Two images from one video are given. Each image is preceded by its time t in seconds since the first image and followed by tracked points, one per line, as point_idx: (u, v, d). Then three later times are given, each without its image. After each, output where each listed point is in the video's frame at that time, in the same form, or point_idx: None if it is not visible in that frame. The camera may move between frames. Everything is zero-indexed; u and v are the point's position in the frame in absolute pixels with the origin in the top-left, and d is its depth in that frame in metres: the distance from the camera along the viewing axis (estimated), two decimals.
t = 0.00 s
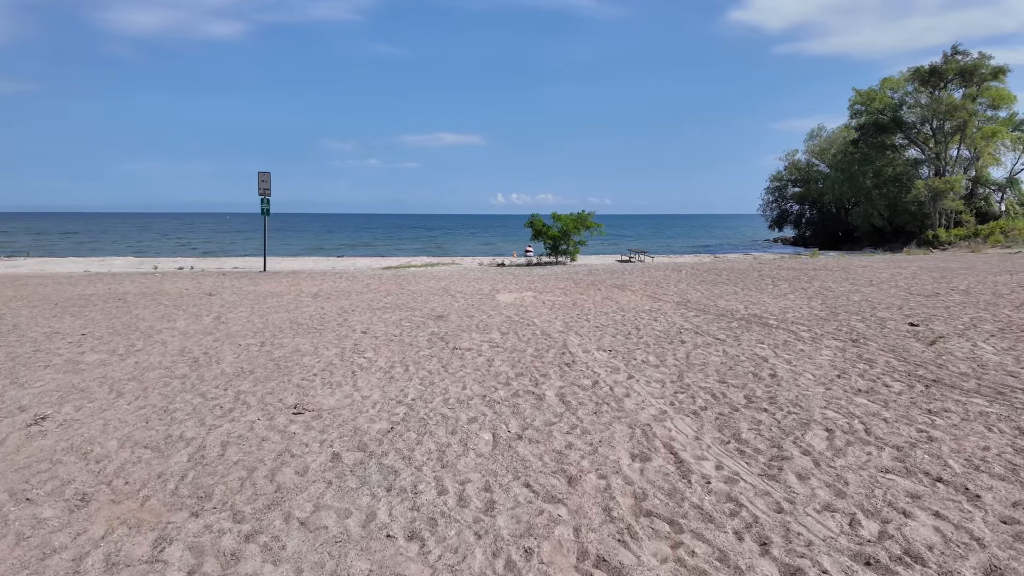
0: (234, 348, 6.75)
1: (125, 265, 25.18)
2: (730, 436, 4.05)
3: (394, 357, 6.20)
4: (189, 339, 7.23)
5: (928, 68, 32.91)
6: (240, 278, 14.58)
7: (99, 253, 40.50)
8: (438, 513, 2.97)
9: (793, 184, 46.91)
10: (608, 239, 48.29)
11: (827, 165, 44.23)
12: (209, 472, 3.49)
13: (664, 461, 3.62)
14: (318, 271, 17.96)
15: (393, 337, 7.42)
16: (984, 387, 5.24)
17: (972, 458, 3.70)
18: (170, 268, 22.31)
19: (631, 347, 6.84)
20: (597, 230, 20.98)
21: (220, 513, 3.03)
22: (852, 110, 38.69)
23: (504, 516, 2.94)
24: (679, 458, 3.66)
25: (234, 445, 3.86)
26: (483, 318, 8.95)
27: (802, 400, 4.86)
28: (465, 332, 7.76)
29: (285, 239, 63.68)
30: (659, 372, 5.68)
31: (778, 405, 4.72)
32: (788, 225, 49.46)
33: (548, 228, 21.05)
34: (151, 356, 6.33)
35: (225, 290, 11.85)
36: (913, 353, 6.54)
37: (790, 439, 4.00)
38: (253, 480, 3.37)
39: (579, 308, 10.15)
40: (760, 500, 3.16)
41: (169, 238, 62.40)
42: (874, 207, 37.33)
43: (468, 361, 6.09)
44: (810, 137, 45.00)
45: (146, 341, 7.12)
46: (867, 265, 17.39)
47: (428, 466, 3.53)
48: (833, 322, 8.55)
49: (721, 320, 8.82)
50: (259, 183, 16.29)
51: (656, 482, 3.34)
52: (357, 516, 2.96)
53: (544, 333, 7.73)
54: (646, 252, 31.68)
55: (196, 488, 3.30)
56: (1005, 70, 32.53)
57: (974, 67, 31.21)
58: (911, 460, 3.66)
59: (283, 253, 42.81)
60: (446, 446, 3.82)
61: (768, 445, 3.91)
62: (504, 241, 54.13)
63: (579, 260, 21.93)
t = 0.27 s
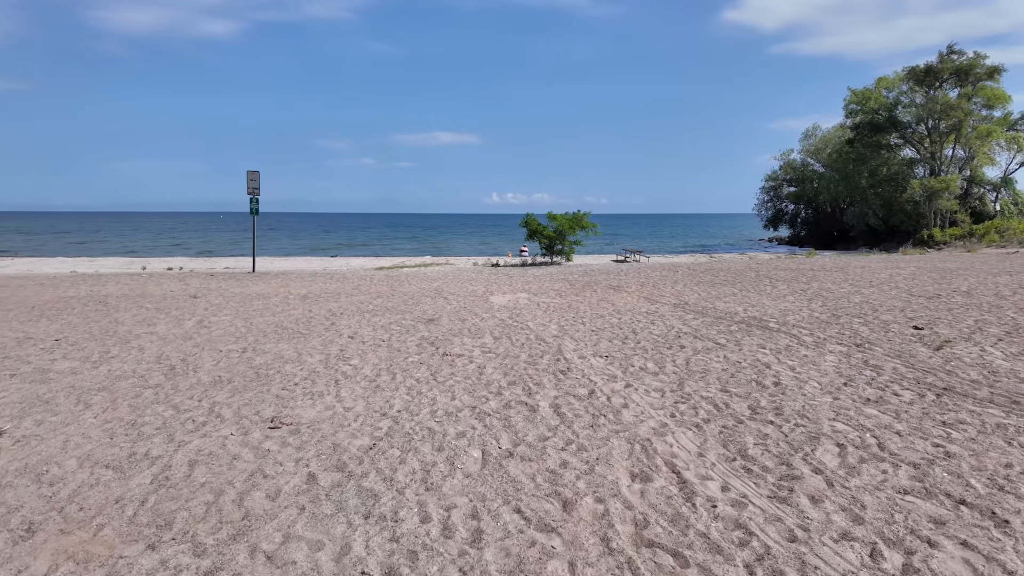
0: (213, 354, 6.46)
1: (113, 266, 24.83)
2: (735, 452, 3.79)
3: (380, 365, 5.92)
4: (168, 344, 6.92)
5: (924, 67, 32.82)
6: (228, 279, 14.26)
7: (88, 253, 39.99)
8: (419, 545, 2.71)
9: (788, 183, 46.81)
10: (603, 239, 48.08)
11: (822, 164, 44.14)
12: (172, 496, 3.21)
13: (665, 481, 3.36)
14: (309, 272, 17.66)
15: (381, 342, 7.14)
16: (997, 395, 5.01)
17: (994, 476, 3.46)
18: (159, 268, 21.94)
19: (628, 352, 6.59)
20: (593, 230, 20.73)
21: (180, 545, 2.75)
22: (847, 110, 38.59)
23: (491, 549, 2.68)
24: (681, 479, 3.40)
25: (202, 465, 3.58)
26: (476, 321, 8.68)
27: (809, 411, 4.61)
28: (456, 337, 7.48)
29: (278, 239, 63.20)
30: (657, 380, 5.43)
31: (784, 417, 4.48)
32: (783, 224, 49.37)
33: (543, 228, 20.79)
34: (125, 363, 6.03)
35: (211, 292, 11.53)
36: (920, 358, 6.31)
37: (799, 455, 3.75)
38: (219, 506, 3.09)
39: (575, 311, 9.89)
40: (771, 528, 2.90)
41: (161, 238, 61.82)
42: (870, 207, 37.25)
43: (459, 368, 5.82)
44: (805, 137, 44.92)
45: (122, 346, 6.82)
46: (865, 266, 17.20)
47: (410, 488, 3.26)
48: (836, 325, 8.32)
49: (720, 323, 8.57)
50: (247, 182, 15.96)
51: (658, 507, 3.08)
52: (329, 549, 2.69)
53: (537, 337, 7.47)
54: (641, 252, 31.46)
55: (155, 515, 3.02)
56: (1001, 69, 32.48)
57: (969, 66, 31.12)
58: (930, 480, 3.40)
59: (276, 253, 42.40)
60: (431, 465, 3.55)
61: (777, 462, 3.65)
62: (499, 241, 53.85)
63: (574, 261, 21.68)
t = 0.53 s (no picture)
0: (183, 360, 6.13)
1: (94, 267, 24.31)
2: (732, 466, 3.55)
3: (358, 371, 5.63)
4: (136, 350, 6.58)
5: (912, 68, 32.88)
6: (209, 281, 13.88)
7: (70, 253, 39.29)
8: None
9: (777, 183, 46.87)
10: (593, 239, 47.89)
11: (812, 165, 44.22)
12: (116, 522, 2.90)
13: (658, 500, 3.11)
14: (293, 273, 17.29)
15: (362, 346, 6.84)
16: (1003, 401, 4.80)
17: (1009, 492, 3.23)
18: (140, 269, 21.46)
19: (618, 356, 6.33)
20: (583, 230, 20.50)
21: None
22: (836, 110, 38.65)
23: None
24: (676, 498, 3.15)
25: (155, 485, 3.28)
26: (462, 324, 8.39)
27: (809, 420, 4.37)
28: (440, 340, 7.20)
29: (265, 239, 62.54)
30: (649, 387, 5.17)
31: (782, 426, 4.24)
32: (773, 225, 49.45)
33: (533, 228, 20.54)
34: (87, 370, 5.69)
35: (189, 294, 11.16)
36: (920, 362, 6.10)
37: (801, 469, 3.51)
38: (166, 534, 2.79)
39: (564, 312, 9.63)
40: (774, 554, 2.65)
41: (146, 238, 60.98)
42: (859, 207, 37.33)
43: (441, 375, 5.53)
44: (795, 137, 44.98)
45: (88, 352, 6.47)
46: (856, 266, 17.08)
47: (381, 511, 2.98)
48: (831, 327, 8.11)
49: (713, 325, 8.34)
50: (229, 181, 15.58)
51: (651, 531, 2.82)
52: None
53: (525, 341, 7.19)
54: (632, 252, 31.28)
55: (95, 544, 2.72)
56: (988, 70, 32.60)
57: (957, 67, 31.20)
58: (942, 496, 3.17)
59: (263, 254, 41.86)
60: (406, 484, 3.27)
61: (777, 477, 3.41)
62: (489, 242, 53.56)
63: (564, 261, 21.43)
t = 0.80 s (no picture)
0: (150, 370, 5.77)
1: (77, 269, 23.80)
2: (736, 491, 3.24)
3: (335, 382, 5.29)
4: (101, 359, 6.21)
5: (904, 68, 32.79)
6: (191, 283, 13.48)
7: (55, 254, 38.66)
8: None
9: (770, 184, 46.79)
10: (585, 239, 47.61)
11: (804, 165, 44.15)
12: (42, 567, 2.56)
13: (655, 535, 2.80)
14: (280, 274, 16.91)
15: (342, 353, 6.49)
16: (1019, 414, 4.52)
17: None
18: (124, 271, 20.99)
19: (612, 365, 6.01)
20: (576, 230, 20.20)
21: None
22: (829, 110, 38.56)
23: None
24: (674, 531, 2.84)
25: (94, 519, 2.94)
26: (449, 329, 8.06)
27: (816, 436, 4.07)
28: (425, 347, 6.86)
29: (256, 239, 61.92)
30: (644, 399, 4.86)
31: (787, 443, 3.94)
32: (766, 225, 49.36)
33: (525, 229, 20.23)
34: (45, 382, 5.32)
35: (167, 297, 10.77)
36: (926, 369, 5.82)
37: (811, 494, 3.20)
38: None
39: (556, 316, 9.31)
40: None
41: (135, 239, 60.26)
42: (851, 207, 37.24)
43: (423, 386, 5.20)
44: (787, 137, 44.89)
45: (50, 362, 6.09)
46: (852, 267, 16.87)
47: (346, 551, 2.66)
48: (831, 332, 7.83)
49: (709, 330, 8.04)
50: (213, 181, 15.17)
51: (648, 572, 2.51)
52: None
53: (514, 347, 6.87)
54: (625, 253, 31.02)
55: None
56: (980, 70, 32.53)
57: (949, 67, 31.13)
58: (967, 527, 2.87)
59: (252, 254, 41.36)
60: (375, 517, 2.94)
61: (785, 504, 3.11)
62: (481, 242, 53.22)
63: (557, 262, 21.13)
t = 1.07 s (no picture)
0: (126, 377, 5.48)
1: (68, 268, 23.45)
2: (750, 516, 2.96)
3: (321, 391, 5.00)
4: (77, 365, 5.91)
5: (905, 67, 32.54)
6: (182, 284, 13.20)
7: (50, 254, 38.32)
8: None
9: (770, 183, 46.55)
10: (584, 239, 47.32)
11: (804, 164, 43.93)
12: None
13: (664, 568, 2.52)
14: (274, 275, 16.61)
15: (331, 358, 6.21)
16: None
17: None
18: (116, 271, 20.67)
19: (614, 371, 5.74)
20: (575, 230, 19.93)
21: None
22: (829, 110, 38.32)
23: None
24: (684, 564, 2.57)
25: (43, 549, 2.66)
26: (443, 332, 7.78)
27: (832, 451, 3.80)
28: (418, 351, 6.58)
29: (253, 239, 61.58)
30: (648, 408, 4.58)
31: (803, 459, 3.66)
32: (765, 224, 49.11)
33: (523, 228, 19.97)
34: (14, 390, 5.04)
35: (155, 299, 10.48)
36: (943, 376, 5.55)
37: (832, 519, 2.93)
38: None
39: (555, 318, 9.04)
40: None
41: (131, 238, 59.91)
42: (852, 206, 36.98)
43: (414, 395, 4.92)
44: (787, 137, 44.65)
45: (22, 368, 5.80)
46: (856, 267, 16.61)
47: None
48: (839, 335, 7.57)
49: (713, 333, 7.77)
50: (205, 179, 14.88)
51: None
52: None
53: (510, 352, 6.59)
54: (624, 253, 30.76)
55: None
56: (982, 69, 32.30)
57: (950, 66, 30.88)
58: (1009, 558, 2.59)
59: (249, 254, 41.04)
60: (355, 548, 2.67)
61: (805, 531, 2.83)
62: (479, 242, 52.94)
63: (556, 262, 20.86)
